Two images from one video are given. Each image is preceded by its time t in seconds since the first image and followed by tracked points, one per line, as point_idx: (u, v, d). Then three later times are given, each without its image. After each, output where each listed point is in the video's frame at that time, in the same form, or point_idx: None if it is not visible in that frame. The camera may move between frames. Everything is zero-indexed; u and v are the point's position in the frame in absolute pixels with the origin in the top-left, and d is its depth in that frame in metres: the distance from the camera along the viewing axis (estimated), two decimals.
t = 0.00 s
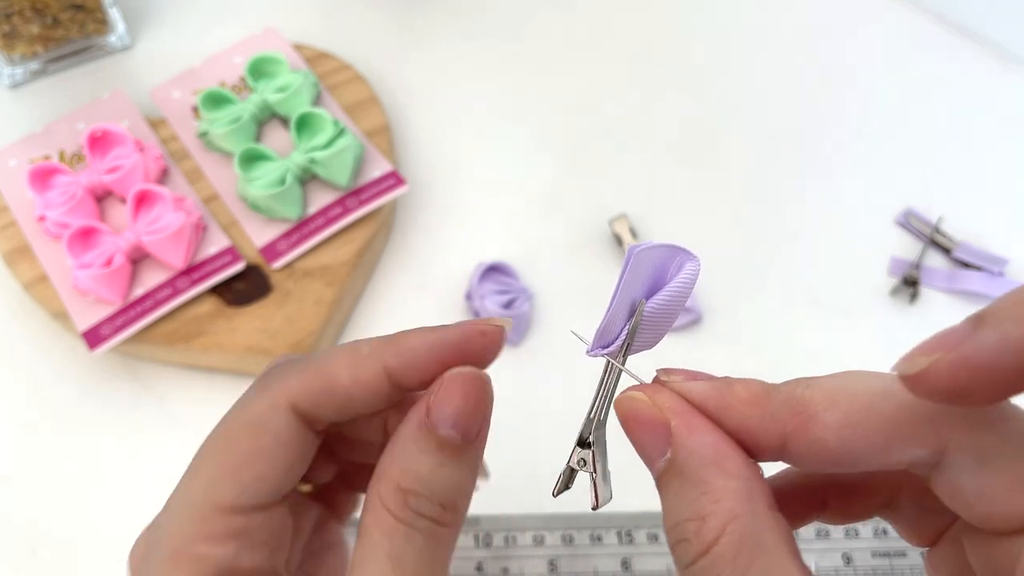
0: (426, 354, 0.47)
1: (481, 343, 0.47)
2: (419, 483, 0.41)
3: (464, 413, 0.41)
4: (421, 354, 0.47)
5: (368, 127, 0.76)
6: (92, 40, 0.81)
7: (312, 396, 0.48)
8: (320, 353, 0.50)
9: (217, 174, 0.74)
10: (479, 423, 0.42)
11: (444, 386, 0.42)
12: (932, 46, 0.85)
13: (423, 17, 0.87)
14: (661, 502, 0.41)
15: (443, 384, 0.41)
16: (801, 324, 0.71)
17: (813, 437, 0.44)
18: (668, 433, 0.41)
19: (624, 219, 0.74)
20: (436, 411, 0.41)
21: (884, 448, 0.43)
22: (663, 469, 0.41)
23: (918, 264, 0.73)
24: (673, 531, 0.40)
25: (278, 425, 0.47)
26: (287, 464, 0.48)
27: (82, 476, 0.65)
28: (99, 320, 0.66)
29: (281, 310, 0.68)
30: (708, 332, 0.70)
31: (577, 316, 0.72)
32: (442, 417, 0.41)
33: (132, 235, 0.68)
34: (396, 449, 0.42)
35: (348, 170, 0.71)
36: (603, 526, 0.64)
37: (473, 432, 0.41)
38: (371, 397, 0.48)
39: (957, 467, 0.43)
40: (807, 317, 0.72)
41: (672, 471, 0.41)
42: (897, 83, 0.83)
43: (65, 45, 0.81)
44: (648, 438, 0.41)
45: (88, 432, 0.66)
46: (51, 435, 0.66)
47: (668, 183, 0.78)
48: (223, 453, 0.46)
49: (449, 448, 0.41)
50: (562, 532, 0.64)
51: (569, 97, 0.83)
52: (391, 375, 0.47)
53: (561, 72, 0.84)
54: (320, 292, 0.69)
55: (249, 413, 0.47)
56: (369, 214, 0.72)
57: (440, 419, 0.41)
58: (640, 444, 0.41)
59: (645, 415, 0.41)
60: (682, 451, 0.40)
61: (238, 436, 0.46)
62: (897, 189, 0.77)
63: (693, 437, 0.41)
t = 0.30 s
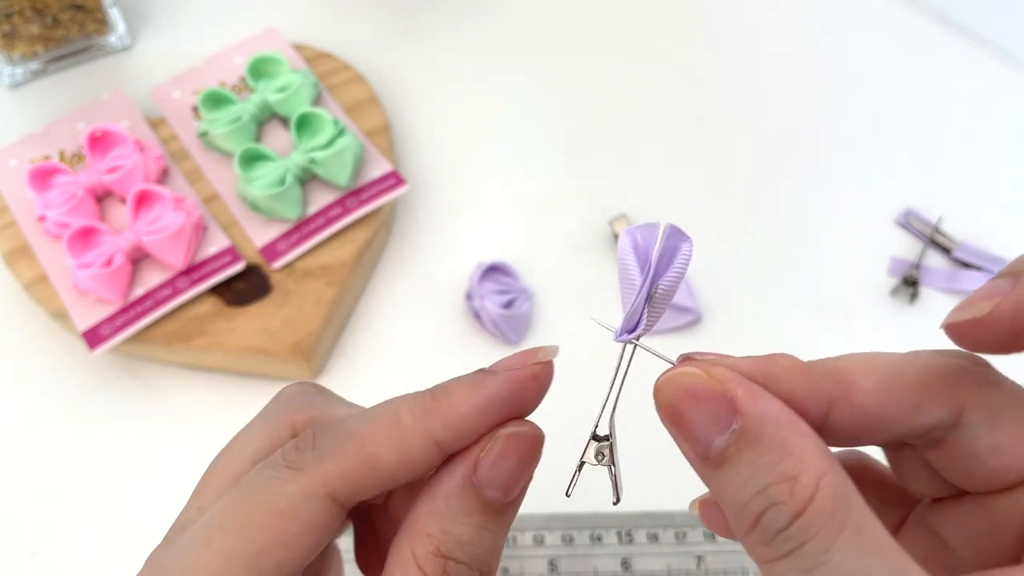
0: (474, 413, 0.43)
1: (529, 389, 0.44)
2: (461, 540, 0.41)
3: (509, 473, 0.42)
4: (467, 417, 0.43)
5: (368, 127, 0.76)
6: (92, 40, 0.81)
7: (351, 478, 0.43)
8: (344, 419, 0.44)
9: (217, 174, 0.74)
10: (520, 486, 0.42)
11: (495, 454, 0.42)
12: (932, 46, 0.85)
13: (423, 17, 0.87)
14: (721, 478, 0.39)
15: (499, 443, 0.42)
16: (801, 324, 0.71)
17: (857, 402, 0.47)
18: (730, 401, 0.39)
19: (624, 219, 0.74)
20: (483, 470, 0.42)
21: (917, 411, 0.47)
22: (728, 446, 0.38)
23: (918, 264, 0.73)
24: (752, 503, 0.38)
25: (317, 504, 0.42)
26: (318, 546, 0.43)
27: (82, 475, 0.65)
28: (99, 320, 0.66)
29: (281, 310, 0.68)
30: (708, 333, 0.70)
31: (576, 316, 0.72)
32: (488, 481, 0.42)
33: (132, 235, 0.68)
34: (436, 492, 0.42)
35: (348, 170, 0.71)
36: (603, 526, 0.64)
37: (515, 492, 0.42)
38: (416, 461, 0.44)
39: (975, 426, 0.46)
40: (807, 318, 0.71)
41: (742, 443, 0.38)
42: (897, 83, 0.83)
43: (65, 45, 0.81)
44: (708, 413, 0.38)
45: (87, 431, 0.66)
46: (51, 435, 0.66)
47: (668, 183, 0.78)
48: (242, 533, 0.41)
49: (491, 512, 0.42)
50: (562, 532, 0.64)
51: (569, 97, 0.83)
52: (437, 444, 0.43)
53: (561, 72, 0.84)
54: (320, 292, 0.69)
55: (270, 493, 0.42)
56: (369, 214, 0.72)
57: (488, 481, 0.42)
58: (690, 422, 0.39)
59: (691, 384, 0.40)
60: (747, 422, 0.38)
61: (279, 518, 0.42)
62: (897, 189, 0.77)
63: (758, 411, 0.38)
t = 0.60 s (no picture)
0: (447, 275, 0.52)
1: (493, 264, 0.52)
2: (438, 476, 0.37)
3: (500, 413, 0.35)
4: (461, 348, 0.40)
5: (368, 127, 0.76)
6: (92, 40, 0.81)
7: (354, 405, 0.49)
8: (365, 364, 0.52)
9: (217, 174, 0.74)
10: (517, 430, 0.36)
11: (483, 382, 0.35)
12: (932, 47, 0.85)
13: (423, 17, 0.87)
14: (785, 458, 0.37)
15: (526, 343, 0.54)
16: (802, 324, 0.71)
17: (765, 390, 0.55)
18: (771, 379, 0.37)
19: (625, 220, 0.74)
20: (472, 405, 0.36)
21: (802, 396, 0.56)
22: (790, 421, 0.37)
23: (919, 264, 0.73)
24: (825, 470, 0.37)
25: (335, 364, 0.53)
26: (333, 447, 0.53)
27: (82, 476, 0.65)
28: (99, 321, 0.66)
29: (281, 310, 0.68)
30: (708, 333, 0.70)
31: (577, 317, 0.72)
32: (474, 415, 0.36)
33: (132, 235, 0.68)
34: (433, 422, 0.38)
35: (347, 170, 0.71)
36: (603, 527, 0.64)
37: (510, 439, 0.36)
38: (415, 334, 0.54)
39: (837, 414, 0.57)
40: (808, 318, 0.71)
41: (796, 419, 0.37)
42: (897, 83, 0.83)
43: (65, 45, 0.81)
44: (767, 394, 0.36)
45: (87, 432, 0.66)
46: (50, 436, 0.66)
47: (668, 184, 0.78)
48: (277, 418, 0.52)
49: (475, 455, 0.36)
50: (562, 532, 0.64)
51: (569, 97, 0.82)
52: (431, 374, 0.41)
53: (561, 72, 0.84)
54: (320, 292, 0.69)
55: (307, 369, 0.52)
56: (369, 214, 0.72)
57: (476, 416, 0.36)
58: (751, 406, 0.36)
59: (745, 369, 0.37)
60: (795, 395, 0.37)
61: (305, 378, 0.52)
62: (897, 189, 0.77)
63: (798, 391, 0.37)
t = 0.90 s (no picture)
0: (516, 257, 0.56)
1: (560, 253, 0.55)
2: (466, 413, 0.37)
3: (561, 379, 0.36)
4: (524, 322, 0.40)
5: (368, 127, 0.76)
6: (92, 40, 0.81)
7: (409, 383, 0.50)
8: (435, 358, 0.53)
9: (217, 174, 0.74)
10: (563, 403, 0.36)
11: (553, 346, 0.37)
12: (932, 47, 0.85)
13: (423, 17, 0.87)
14: (790, 449, 0.37)
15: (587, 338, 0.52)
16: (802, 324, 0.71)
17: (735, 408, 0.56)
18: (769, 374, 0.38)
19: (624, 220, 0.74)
20: (533, 360, 0.37)
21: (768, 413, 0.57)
22: (793, 413, 0.37)
23: (919, 264, 0.73)
24: (828, 460, 0.37)
25: (427, 323, 0.59)
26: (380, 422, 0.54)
27: (82, 475, 0.65)
28: (98, 321, 0.66)
29: (281, 310, 0.68)
30: (708, 333, 0.70)
31: (576, 317, 0.72)
32: (530, 368, 0.36)
33: (132, 235, 0.68)
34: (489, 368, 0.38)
35: (347, 170, 0.71)
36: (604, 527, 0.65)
37: (551, 408, 0.36)
38: (497, 312, 0.58)
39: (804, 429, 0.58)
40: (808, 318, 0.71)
41: (797, 410, 0.37)
42: (897, 82, 0.83)
43: (64, 45, 0.81)
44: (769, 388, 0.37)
45: (87, 432, 0.66)
46: (50, 435, 0.66)
47: (668, 184, 0.78)
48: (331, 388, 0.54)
49: (511, 406, 0.37)
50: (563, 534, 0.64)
51: (569, 96, 0.82)
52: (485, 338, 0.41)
53: (561, 72, 0.84)
54: (320, 292, 0.69)
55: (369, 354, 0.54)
56: (369, 214, 0.72)
57: (531, 370, 0.36)
58: (756, 401, 0.37)
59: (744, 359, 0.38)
60: (794, 390, 0.38)
61: (402, 331, 0.59)
62: (897, 189, 0.77)
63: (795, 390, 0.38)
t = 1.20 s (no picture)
0: (550, 266, 0.55)
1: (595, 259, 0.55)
2: (470, 383, 0.39)
3: (561, 354, 0.38)
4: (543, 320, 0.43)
5: (368, 127, 0.76)
6: (92, 39, 0.81)
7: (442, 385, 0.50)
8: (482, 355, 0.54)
9: (217, 174, 0.74)
10: (565, 377, 0.39)
11: (555, 324, 0.38)
12: (932, 46, 0.85)
13: (423, 17, 0.87)
14: (780, 449, 0.37)
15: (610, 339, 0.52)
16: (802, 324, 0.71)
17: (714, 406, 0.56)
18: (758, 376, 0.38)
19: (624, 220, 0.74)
20: (536, 337, 0.39)
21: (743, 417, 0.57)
22: (780, 413, 0.37)
23: (919, 264, 0.73)
24: (817, 459, 0.37)
25: (454, 331, 0.58)
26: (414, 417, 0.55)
27: (82, 475, 0.65)
28: (98, 320, 0.66)
29: (281, 310, 0.68)
30: (708, 333, 0.70)
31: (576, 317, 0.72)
32: (533, 343, 0.39)
33: (132, 235, 0.68)
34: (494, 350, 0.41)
35: (347, 170, 0.71)
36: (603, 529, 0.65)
37: (552, 380, 0.39)
38: (527, 321, 0.58)
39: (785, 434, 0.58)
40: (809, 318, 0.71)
41: (785, 411, 0.38)
42: (897, 82, 0.83)
43: (64, 45, 0.81)
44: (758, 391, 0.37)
45: (87, 432, 0.66)
46: (50, 435, 0.66)
47: (668, 184, 0.78)
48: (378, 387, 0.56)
49: (514, 378, 0.39)
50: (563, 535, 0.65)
51: (569, 96, 0.82)
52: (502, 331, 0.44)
53: (561, 72, 0.84)
54: (320, 292, 0.69)
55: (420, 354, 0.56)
56: (369, 214, 0.72)
57: (534, 346, 0.39)
58: (746, 402, 0.37)
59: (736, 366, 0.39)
60: (780, 392, 0.38)
61: (428, 338, 0.58)
62: (897, 189, 0.77)
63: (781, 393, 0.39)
